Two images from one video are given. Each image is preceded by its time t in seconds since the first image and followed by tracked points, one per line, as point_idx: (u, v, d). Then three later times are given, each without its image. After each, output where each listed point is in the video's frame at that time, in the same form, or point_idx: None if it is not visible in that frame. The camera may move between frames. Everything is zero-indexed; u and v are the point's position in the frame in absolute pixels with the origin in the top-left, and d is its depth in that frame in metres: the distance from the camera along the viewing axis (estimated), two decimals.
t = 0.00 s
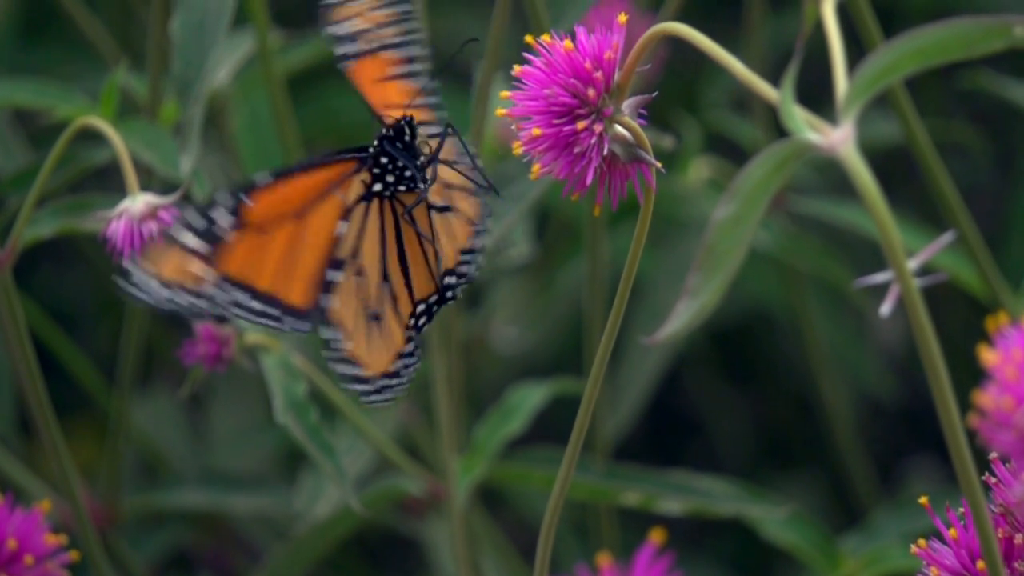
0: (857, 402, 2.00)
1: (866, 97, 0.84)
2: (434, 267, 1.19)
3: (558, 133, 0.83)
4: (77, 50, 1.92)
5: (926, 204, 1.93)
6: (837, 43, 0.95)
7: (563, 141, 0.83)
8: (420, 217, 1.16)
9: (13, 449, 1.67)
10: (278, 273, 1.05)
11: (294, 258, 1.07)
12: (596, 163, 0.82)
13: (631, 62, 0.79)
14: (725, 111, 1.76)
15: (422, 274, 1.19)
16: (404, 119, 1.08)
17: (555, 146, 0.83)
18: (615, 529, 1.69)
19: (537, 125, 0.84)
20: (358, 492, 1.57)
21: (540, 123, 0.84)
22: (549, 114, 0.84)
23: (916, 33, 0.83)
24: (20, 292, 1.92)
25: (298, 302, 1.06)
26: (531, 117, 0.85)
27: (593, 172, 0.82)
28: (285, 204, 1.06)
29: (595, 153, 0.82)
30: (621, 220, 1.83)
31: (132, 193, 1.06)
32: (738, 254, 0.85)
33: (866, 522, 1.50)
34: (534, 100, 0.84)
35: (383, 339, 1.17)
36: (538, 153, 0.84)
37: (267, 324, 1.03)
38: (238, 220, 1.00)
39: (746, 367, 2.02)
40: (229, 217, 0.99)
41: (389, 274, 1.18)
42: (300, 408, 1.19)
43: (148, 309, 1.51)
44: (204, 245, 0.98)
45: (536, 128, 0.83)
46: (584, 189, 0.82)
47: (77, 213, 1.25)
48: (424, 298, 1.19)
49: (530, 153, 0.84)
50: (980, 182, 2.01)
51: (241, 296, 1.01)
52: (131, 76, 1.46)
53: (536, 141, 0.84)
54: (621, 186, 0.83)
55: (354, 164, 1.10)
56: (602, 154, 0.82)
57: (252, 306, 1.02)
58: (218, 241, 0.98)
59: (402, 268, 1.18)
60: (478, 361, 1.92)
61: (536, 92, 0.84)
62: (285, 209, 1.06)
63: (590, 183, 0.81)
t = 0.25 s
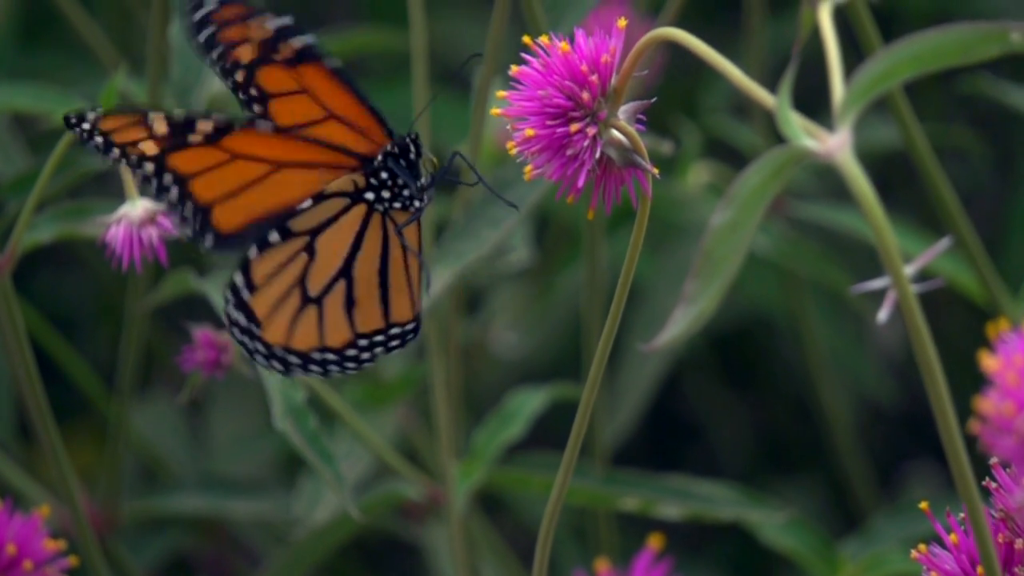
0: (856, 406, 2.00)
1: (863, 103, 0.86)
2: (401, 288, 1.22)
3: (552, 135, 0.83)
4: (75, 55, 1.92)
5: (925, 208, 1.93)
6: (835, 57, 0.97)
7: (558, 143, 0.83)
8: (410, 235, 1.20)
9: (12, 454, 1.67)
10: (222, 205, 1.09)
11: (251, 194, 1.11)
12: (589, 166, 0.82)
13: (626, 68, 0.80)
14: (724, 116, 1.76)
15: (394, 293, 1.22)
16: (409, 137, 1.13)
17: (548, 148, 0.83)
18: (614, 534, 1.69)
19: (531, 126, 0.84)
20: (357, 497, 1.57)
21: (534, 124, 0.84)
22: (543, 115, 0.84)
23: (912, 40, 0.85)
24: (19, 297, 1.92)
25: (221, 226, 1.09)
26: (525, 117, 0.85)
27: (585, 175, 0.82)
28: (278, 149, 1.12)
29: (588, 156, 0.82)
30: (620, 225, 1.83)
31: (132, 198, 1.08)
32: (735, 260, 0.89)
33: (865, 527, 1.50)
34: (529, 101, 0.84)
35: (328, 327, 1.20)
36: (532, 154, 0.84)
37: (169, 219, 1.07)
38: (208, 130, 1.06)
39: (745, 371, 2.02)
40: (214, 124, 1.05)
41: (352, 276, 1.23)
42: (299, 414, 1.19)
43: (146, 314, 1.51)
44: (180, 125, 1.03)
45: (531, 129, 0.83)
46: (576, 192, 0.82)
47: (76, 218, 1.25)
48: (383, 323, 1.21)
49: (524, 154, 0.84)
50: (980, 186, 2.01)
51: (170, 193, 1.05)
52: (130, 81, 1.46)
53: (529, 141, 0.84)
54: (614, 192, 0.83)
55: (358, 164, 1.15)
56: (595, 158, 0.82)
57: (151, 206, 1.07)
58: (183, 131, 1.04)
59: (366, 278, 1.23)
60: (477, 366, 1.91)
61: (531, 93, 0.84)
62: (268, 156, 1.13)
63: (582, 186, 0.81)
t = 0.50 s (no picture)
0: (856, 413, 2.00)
1: (859, 111, 0.88)
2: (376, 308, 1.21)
3: (546, 137, 0.84)
4: (76, 63, 1.92)
5: (924, 215, 1.93)
6: (831, 59, 0.98)
7: (550, 146, 0.84)
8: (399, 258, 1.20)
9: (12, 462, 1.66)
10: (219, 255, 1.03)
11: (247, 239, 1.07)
12: (582, 170, 0.82)
13: (626, 73, 0.80)
14: (723, 123, 1.76)
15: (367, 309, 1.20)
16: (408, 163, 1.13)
17: (542, 150, 0.84)
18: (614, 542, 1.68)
19: (525, 127, 0.84)
20: (356, 505, 1.57)
21: (528, 125, 0.84)
22: (538, 117, 0.84)
23: (907, 49, 0.86)
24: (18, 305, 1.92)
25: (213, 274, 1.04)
26: (520, 118, 0.85)
27: (578, 179, 0.83)
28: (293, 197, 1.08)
29: (581, 159, 0.83)
30: (619, 232, 1.83)
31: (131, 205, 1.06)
32: (732, 268, 0.89)
33: (865, 534, 1.49)
34: (525, 102, 0.84)
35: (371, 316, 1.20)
36: (526, 156, 0.85)
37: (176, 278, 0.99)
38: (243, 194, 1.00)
39: (744, 378, 2.01)
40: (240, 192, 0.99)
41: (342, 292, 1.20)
42: (298, 423, 1.19)
43: (146, 323, 1.51)
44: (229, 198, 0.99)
45: (525, 130, 0.84)
46: (569, 196, 0.83)
47: (76, 226, 1.25)
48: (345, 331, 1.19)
49: (518, 155, 0.85)
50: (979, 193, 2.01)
51: (180, 256, 0.98)
52: (129, 88, 1.46)
53: (523, 143, 0.84)
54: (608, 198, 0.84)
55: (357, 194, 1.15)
56: (589, 162, 0.83)
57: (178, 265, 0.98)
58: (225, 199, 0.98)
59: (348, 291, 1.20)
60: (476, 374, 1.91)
61: (528, 94, 0.84)
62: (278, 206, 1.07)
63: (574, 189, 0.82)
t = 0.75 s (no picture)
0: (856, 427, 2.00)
1: (857, 125, 0.89)
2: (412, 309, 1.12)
3: (546, 150, 0.83)
4: (75, 77, 1.93)
5: (924, 229, 1.93)
6: (828, 73, 0.99)
7: (549, 159, 0.83)
8: (386, 273, 1.13)
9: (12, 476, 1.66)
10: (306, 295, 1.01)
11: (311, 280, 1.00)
12: (581, 183, 0.83)
13: (625, 86, 0.81)
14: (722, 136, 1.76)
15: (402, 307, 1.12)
16: (369, 176, 1.03)
17: (541, 163, 0.84)
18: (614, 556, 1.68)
19: (524, 140, 0.84)
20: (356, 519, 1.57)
21: (527, 138, 0.84)
22: (537, 130, 0.84)
23: (904, 63, 0.87)
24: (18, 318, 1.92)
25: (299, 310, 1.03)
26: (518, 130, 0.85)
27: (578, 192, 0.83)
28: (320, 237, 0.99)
29: (581, 173, 0.83)
30: (618, 246, 1.83)
31: (130, 218, 1.06)
32: (730, 282, 0.90)
33: (864, 548, 1.49)
34: (523, 114, 0.84)
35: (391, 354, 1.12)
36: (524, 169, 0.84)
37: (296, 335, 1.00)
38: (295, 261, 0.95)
39: (744, 393, 2.01)
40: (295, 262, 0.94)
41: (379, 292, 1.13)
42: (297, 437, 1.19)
43: (146, 337, 1.51)
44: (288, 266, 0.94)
45: (524, 143, 0.84)
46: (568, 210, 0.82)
47: (76, 240, 1.26)
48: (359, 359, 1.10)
49: (516, 167, 0.85)
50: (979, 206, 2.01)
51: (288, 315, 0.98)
52: (129, 102, 1.46)
53: (522, 156, 0.84)
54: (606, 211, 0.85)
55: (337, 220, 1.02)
56: (588, 175, 0.83)
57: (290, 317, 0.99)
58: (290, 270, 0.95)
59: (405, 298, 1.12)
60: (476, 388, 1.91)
61: (526, 106, 0.84)
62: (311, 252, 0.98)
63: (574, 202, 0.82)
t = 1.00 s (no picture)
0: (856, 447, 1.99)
1: (858, 144, 0.96)
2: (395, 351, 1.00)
3: (553, 177, 0.85)
4: (76, 96, 1.93)
5: (924, 248, 1.93)
6: (828, 97, 1.04)
7: (558, 185, 0.85)
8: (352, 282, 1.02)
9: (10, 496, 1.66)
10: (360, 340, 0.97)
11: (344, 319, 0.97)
12: (588, 207, 0.83)
13: (623, 107, 0.82)
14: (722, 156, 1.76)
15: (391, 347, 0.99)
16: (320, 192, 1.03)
17: (549, 190, 0.85)
18: None
19: (530, 169, 0.86)
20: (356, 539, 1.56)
21: (534, 166, 0.86)
22: (543, 158, 0.85)
23: (905, 85, 0.94)
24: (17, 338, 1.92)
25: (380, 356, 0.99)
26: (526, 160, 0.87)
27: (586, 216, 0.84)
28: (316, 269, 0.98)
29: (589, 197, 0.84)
30: (618, 266, 1.83)
31: (130, 238, 1.06)
32: (728, 302, 0.95)
33: (865, 569, 1.49)
34: (528, 143, 0.86)
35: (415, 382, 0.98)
36: (531, 197, 0.86)
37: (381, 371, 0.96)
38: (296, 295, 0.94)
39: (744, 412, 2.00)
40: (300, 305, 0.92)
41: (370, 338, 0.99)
42: (298, 457, 1.19)
43: (145, 356, 1.51)
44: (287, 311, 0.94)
45: (532, 172, 0.85)
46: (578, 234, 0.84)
47: (76, 259, 1.26)
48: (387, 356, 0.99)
49: (523, 196, 0.87)
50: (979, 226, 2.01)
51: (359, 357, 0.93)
52: (130, 121, 1.46)
53: (530, 184, 0.86)
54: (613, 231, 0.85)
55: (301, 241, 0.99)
56: (596, 199, 0.84)
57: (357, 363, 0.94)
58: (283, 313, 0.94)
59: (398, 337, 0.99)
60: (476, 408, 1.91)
61: (530, 135, 0.86)
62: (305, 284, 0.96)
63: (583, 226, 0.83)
